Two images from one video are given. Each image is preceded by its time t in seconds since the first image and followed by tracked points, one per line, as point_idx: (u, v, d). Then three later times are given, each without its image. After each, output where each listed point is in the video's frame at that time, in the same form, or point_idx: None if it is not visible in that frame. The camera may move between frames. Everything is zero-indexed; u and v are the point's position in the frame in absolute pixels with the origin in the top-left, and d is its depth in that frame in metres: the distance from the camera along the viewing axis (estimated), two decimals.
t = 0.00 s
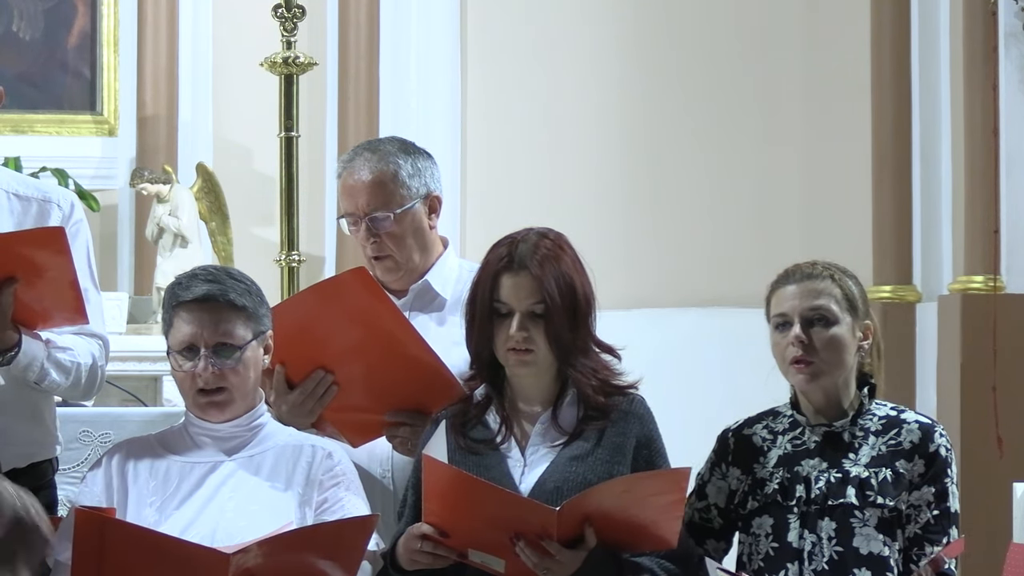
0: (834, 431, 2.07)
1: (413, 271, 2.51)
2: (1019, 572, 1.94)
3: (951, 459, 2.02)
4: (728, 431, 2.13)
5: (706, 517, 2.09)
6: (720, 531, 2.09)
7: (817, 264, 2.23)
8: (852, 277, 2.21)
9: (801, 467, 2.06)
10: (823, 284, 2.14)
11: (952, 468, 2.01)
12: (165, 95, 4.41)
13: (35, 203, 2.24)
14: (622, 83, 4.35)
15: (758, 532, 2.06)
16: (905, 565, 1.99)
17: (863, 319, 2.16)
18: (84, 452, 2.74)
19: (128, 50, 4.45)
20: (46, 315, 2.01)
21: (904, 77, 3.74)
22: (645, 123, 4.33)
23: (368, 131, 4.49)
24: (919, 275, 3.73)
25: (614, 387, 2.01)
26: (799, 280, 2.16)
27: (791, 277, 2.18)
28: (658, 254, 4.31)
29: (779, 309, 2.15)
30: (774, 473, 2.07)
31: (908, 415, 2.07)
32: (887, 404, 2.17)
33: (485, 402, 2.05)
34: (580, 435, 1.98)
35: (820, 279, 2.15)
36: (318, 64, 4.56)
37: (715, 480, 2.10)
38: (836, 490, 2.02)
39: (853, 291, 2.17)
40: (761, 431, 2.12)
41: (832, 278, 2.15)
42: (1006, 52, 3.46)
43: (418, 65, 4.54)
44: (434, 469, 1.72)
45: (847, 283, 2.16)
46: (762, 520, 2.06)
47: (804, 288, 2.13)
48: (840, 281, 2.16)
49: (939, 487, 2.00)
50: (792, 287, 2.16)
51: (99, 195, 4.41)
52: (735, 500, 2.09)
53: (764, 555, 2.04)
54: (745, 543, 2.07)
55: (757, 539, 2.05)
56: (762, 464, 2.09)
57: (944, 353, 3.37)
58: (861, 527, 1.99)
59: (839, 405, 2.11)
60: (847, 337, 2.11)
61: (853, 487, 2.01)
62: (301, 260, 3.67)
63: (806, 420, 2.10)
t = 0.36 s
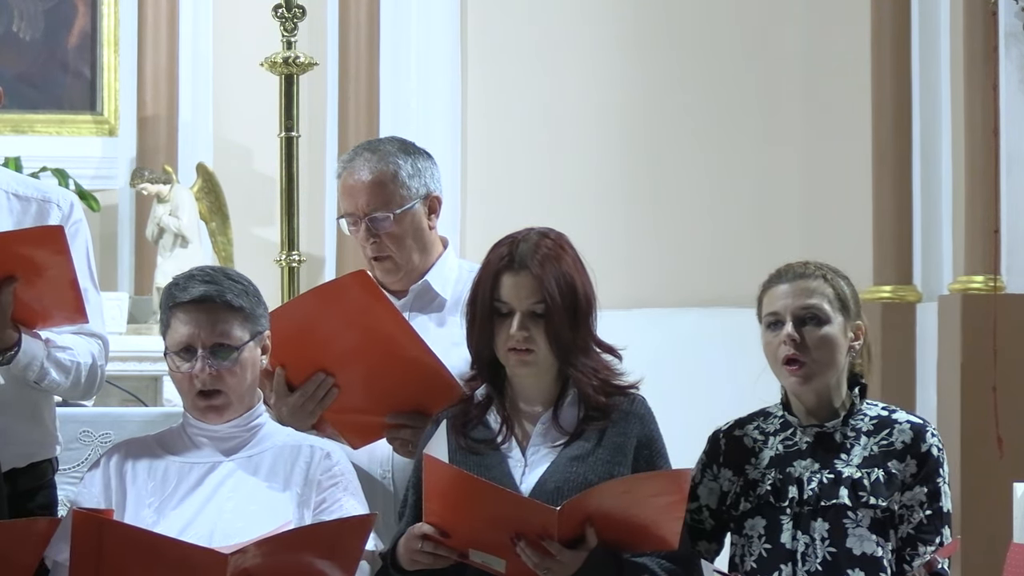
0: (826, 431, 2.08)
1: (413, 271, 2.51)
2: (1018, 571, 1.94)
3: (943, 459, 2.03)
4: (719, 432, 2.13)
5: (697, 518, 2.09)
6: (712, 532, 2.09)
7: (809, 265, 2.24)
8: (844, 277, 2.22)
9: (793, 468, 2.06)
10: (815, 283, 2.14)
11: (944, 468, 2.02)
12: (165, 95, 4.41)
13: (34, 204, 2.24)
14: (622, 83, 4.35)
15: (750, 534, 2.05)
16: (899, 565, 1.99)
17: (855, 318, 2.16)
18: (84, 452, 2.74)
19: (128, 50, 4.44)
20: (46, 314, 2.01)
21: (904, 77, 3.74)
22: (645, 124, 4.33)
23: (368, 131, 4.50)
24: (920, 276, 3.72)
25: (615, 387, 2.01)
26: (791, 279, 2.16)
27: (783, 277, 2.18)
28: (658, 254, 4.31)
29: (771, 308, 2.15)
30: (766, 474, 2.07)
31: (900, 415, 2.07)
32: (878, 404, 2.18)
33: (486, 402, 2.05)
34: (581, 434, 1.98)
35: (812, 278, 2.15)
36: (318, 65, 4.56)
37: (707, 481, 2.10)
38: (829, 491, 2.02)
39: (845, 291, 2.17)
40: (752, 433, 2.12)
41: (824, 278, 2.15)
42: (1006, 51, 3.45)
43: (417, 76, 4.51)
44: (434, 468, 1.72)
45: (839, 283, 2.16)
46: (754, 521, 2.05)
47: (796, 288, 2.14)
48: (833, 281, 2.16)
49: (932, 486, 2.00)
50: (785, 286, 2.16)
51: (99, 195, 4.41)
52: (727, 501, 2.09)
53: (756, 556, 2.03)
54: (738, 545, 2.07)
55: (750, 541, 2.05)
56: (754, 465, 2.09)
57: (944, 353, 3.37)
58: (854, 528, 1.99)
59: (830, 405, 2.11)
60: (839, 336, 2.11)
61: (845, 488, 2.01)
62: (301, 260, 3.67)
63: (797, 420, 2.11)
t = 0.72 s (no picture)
0: (822, 432, 2.08)
1: (419, 262, 2.52)
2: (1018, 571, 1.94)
3: (939, 459, 2.03)
4: (715, 432, 2.13)
5: (694, 518, 2.08)
6: (708, 532, 2.09)
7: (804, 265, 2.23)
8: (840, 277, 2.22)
9: (790, 468, 2.06)
10: (812, 284, 2.14)
11: (940, 468, 2.02)
12: (165, 95, 4.40)
13: (34, 203, 2.24)
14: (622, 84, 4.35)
15: (747, 534, 2.05)
16: (895, 565, 1.99)
17: (851, 319, 2.16)
18: (84, 452, 2.74)
19: (128, 50, 4.44)
20: (46, 313, 2.01)
21: (904, 77, 3.74)
22: (645, 124, 4.33)
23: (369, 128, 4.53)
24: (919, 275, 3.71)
25: (615, 387, 2.01)
26: (787, 280, 2.16)
27: (779, 277, 2.18)
28: (658, 254, 4.31)
29: (766, 309, 2.15)
30: (762, 474, 2.07)
31: (896, 415, 2.07)
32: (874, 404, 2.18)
33: (486, 403, 2.05)
34: (582, 435, 1.98)
35: (808, 279, 2.15)
36: (318, 65, 4.57)
37: (703, 482, 2.10)
38: (826, 491, 2.02)
39: (840, 291, 2.17)
40: (748, 433, 2.12)
41: (821, 278, 2.15)
42: (1006, 52, 3.44)
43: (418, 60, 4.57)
44: (433, 465, 1.73)
45: (835, 283, 2.16)
46: (751, 521, 2.06)
47: (793, 289, 2.13)
48: (828, 281, 2.16)
49: (928, 486, 2.00)
50: (781, 287, 2.16)
51: (99, 195, 4.40)
52: (723, 501, 2.09)
53: (753, 557, 2.03)
54: (734, 545, 2.07)
55: (747, 541, 2.05)
56: (750, 465, 2.09)
57: (944, 353, 3.38)
58: (851, 528, 1.99)
59: (827, 406, 2.11)
60: (835, 336, 2.11)
61: (842, 487, 2.01)
62: (301, 260, 3.67)
63: (794, 420, 2.11)
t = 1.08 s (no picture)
0: (820, 432, 2.08)
1: (425, 260, 2.52)
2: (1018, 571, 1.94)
3: (937, 459, 2.03)
4: (713, 433, 2.13)
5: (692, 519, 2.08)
6: (706, 533, 2.08)
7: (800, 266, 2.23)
8: (836, 278, 2.21)
9: (788, 469, 2.06)
10: (808, 287, 2.13)
11: (938, 468, 2.02)
12: (165, 95, 4.39)
13: (34, 203, 2.24)
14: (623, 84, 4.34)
15: (745, 534, 2.05)
16: (893, 565, 1.99)
17: (848, 320, 2.16)
18: (84, 452, 2.74)
19: (128, 50, 4.44)
20: (47, 313, 2.01)
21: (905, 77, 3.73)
22: (645, 123, 4.33)
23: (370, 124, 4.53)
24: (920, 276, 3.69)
25: (615, 387, 2.02)
26: (783, 282, 2.15)
27: (775, 280, 2.17)
28: (659, 254, 4.31)
29: (763, 312, 2.14)
30: (760, 475, 2.07)
31: (894, 415, 2.07)
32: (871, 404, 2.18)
33: (487, 403, 2.04)
34: (583, 435, 1.98)
35: (805, 282, 2.14)
36: (319, 67, 4.58)
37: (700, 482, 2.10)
38: (824, 492, 2.02)
39: (837, 292, 2.16)
40: (745, 433, 2.12)
41: (817, 281, 2.14)
42: (1006, 51, 3.43)
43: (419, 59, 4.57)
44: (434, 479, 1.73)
45: (831, 285, 2.15)
46: (749, 522, 2.05)
47: (789, 292, 2.13)
48: (825, 283, 2.15)
49: (927, 486, 2.00)
50: (777, 290, 2.15)
51: (100, 196, 4.40)
52: (722, 502, 2.08)
53: (751, 557, 2.03)
54: (733, 545, 2.07)
55: (745, 542, 2.05)
56: (748, 465, 2.09)
57: (944, 353, 3.38)
58: (849, 528, 1.99)
59: (825, 408, 2.11)
60: (833, 340, 2.11)
61: (841, 488, 2.01)
62: (301, 260, 3.67)
63: (792, 421, 2.11)
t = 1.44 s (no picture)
0: (818, 432, 2.07)
1: (431, 260, 2.52)
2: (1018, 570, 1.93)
3: (935, 458, 2.03)
4: (710, 432, 2.13)
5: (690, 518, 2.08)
6: (704, 533, 2.09)
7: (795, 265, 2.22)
8: (833, 277, 2.20)
9: (786, 468, 2.05)
10: (805, 289, 2.12)
11: (936, 468, 2.02)
12: (166, 94, 4.40)
13: (35, 203, 2.24)
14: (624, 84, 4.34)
15: (743, 534, 2.05)
16: (892, 564, 1.99)
17: (845, 321, 2.15)
18: (85, 452, 2.74)
19: (128, 50, 4.44)
20: (48, 313, 2.01)
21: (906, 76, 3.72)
22: (647, 123, 4.33)
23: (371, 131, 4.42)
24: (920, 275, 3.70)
25: (617, 388, 2.02)
26: (779, 283, 2.15)
27: (771, 281, 2.16)
28: (659, 254, 4.31)
29: (760, 314, 2.14)
30: (758, 474, 2.07)
31: (892, 415, 2.07)
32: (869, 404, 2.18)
33: (488, 403, 2.05)
34: (584, 436, 1.98)
35: (802, 284, 2.13)
36: (319, 66, 4.52)
37: (698, 482, 2.10)
38: (822, 491, 2.02)
39: (834, 292, 2.16)
40: (743, 433, 2.12)
41: (814, 282, 2.13)
42: (1008, 52, 3.44)
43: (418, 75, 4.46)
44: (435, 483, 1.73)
45: (828, 285, 2.15)
46: (748, 521, 2.06)
47: (786, 295, 2.12)
48: (821, 283, 2.14)
49: (924, 486, 2.00)
50: (773, 292, 2.14)
51: (100, 196, 4.39)
52: (720, 502, 2.09)
53: (750, 556, 2.04)
54: (731, 545, 2.07)
55: (744, 541, 2.05)
56: (746, 465, 2.09)
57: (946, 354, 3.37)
58: (847, 527, 1.99)
59: (824, 408, 2.11)
60: (831, 342, 2.11)
61: (839, 487, 2.01)
62: (302, 260, 3.67)
63: (790, 421, 2.11)
